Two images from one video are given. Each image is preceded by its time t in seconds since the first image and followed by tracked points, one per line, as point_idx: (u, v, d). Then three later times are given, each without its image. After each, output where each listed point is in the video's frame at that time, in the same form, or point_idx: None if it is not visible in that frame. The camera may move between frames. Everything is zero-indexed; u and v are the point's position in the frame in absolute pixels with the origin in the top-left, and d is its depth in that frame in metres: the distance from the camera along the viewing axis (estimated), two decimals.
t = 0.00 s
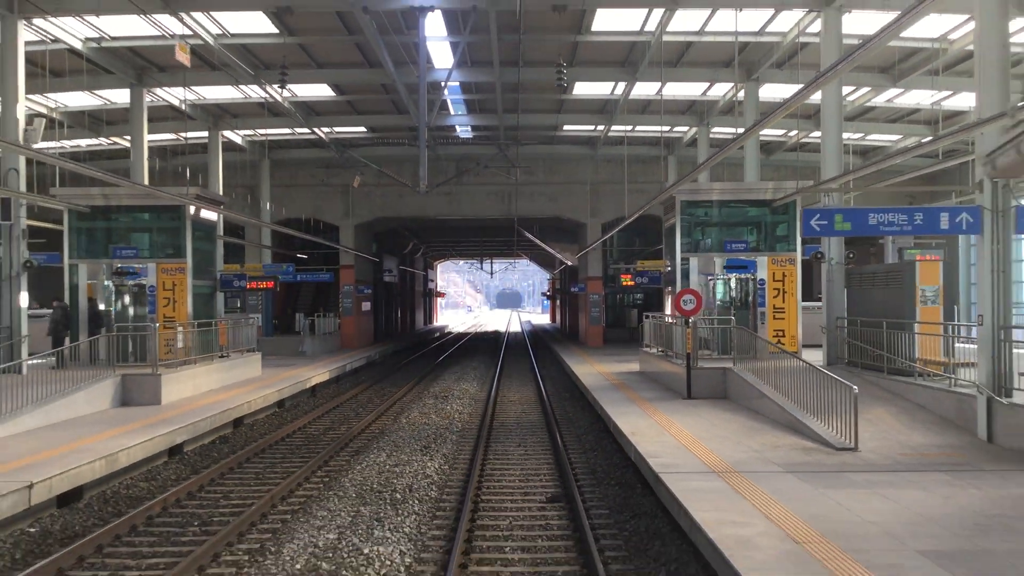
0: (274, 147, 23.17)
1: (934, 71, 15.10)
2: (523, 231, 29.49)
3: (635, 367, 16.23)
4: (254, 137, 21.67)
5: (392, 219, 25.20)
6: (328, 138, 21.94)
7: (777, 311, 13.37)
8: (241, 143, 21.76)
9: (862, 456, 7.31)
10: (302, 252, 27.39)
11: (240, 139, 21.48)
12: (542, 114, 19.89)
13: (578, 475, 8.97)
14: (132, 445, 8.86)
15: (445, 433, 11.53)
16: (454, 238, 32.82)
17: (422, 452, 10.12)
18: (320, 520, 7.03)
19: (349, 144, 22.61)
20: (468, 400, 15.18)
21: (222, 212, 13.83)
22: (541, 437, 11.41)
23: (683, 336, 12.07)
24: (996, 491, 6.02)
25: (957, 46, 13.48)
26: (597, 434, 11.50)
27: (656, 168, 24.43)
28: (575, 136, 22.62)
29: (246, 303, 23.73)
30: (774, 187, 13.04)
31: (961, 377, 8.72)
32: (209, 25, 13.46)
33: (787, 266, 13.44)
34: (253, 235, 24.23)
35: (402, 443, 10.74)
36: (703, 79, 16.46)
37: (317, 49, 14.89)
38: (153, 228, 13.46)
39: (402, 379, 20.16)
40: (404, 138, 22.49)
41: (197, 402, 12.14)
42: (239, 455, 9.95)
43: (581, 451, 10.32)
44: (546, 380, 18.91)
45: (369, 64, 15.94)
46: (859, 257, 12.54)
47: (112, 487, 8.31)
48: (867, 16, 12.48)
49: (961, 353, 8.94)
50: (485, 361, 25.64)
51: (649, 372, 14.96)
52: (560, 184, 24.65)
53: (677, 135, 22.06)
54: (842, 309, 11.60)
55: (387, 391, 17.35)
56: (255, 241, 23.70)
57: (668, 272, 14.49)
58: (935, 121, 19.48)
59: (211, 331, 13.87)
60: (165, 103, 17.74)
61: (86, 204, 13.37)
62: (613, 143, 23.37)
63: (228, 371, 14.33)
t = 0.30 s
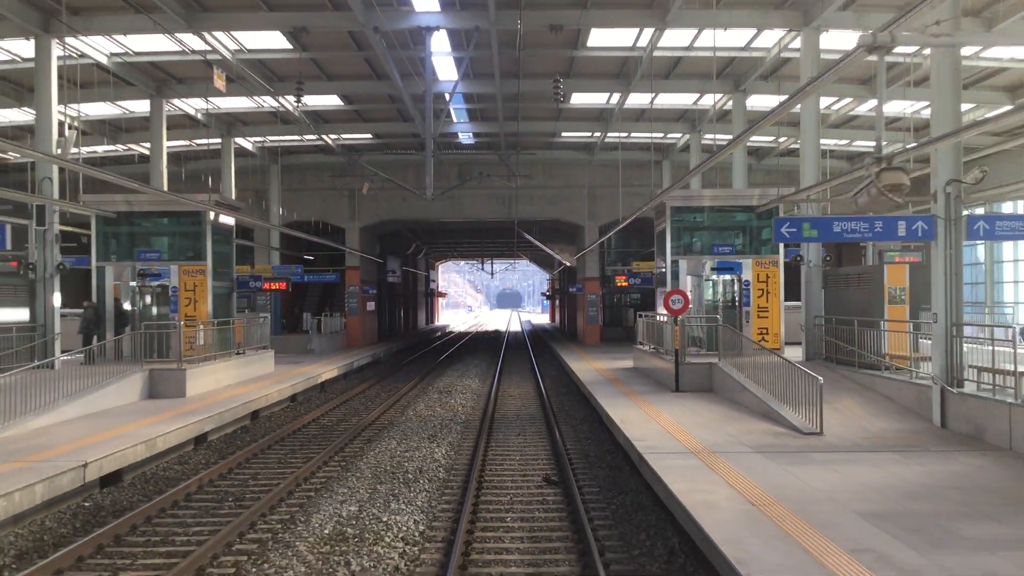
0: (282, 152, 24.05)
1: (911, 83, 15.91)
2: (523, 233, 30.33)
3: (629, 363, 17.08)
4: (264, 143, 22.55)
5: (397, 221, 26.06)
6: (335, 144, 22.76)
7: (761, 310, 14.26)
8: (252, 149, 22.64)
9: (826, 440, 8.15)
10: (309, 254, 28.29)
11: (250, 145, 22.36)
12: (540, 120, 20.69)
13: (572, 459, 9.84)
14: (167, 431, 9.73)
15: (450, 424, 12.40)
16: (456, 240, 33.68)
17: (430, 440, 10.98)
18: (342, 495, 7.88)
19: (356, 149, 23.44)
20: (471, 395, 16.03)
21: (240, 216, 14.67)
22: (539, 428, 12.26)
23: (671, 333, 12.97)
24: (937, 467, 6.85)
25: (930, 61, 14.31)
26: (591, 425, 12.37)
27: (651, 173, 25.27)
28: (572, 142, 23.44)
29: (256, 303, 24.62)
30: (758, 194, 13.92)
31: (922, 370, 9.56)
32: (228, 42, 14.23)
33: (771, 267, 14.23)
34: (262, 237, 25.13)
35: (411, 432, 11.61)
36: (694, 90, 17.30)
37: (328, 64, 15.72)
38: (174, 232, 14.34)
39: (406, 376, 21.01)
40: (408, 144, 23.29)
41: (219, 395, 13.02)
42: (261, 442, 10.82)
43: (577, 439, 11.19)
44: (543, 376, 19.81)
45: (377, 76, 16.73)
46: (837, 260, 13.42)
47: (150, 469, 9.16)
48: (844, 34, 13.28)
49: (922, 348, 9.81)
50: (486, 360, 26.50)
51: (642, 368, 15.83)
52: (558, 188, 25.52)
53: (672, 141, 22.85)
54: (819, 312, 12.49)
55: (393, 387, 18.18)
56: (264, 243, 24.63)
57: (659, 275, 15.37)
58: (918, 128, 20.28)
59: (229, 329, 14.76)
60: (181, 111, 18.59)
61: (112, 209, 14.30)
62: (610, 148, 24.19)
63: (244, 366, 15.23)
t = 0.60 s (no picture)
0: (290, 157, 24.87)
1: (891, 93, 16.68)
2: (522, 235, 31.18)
3: (623, 359, 17.93)
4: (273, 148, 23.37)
5: (400, 224, 26.89)
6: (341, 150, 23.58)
7: (747, 309, 15.28)
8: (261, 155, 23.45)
9: (796, 426, 9.00)
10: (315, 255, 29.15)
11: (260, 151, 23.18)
12: (538, 128, 21.48)
13: (567, 446, 10.71)
14: (196, 420, 10.61)
15: (454, 416, 13.30)
16: (457, 241, 34.52)
17: (436, 429, 11.87)
18: (359, 476, 8.77)
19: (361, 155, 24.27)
20: (472, 390, 16.90)
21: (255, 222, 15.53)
22: (537, 419, 13.13)
23: (661, 331, 13.83)
24: (889, 448, 7.72)
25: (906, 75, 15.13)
26: (585, 417, 13.26)
27: (647, 177, 26.10)
28: (570, 147, 24.26)
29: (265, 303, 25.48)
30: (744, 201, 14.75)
31: (889, 363, 10.42)
32: (244, 57, 15.03)
33: (755, 269, 15.42)
34: (270, 239, 25.95)
35: (418, 423, 12.50)
36: (685, 101, 18.11)
37: (337, 77, 16.55)
38: (192, 236, 15.18)
39: (410, 373, 21.85)
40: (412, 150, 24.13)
41: (238, 389, 13.90)
42: (280, 431, 11.70)
43: (572, 429, 12.07)
44: (541, 373, 20.68)
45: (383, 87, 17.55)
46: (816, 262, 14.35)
47: (182, 454, 10.03)
48: (823, 51, 14.12)
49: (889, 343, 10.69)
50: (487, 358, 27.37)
51: (635, 364, 16.69)
52: (556, 191, 26.35)
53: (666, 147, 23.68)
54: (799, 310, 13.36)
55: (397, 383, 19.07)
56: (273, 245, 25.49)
57: (651, 276, 16.22)
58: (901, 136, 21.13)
59: (245, 327, 15.63)
60: (195, 120, 19.41)
61: (136, 215, 15.16)
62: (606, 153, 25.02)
63: (258, 363, 16.09)
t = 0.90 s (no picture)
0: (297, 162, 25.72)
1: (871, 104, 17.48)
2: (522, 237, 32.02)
3: (618, 356, 18.80)
4: (281, 154, 24.23)
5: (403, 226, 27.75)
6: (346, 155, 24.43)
7: (734, 310, 16.04)
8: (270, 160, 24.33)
9: (772, 415, 9.87)
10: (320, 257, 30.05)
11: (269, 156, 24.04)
12: (537, 135, 22.30)
13: (564, 435, 11.58)
14: (220, 411, 11.51)
15: (458, 408, 14.17)
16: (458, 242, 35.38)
17: (442, 421, 12.76)
18: (374, 459, 9.66)
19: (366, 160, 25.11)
20: (475, 385, 17.78)
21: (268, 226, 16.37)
22: (535, 412, 14.02)
23: (652, 329, 14.71)
24: (852, 433, 8.59)
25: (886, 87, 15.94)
26: (581, 409, 14.17)
27: (643, 181, 26.93)
28: (568, 153, 25.09)
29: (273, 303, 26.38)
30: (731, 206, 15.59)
31: (860, 359, 11.28)
32: (258, 71, 15.83)
33: (742, 270, 16.13)
34: (278, 241, 26.83)
35: (425, 415, 13.39)
36: (677, 110, 18.94)
37: (346, 89, 17.39)
38: (209, 240, 16.06)
39: (414, 370, 22.71)
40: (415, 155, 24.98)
41: (254, 384, 14.80)
42: (297, 422, 12.60)
43: (568, 420, 12.95)
44: (540, 370, 21.54)
45: (389, 98, 18.40)
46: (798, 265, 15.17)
47: (209, 442, 10.92)
48: (805, 66, 14.95)
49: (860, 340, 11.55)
50: (488, 356, 28.22)
51: (629, 361, 17.54)
52: (555, 195, 27.21)
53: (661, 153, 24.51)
54: (781, 310, 14.21)
55: (402, 379, 19.93)
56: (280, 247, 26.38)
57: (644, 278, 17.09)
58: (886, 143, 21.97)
59: (260, 326, 16.52)
60: (209, 127, 20.27)
61: (157, 220, 16.10)
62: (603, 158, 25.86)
63: (271, 360, 16.97)
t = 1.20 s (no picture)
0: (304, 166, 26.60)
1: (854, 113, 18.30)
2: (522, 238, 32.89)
3: (613, 354, 19.69)
4: (289, 159, 25.12)
5: (406, 229, 28.61)
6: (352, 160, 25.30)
7: (723, 310, 16.92)
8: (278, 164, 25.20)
9: (750, 405, 10.76)
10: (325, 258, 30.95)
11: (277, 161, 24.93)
12: (536, 141, 23.16)
13: (560, 425, 12.47)
14: (241, 403, 12.42)
15: (461, 402, 15.08)
16: (460, 244, 36.24)
17: (446, 413, 13.66)
18: (385, 446, 10.55)
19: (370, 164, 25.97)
20: (477, 381, 18.68)
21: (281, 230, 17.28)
22: (534, 405, 14.90)
23: (644, 328, 15.60)
24: (821, 420, 9.48)
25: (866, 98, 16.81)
26: (577, 403, 15.06)
27: (639, 185, 27.80)
28: (566, 158, 25.94)
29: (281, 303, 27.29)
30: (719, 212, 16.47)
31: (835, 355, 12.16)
32: (271, 83, 16.71)
33: (729, 271, 17.05)
34: (286, 243, 27.71)
35: (431, 408, 14.29)
36: (670, 118, 19.81)
37: (354, 99, 18.26)
38: (225, 244, 17.00)
39: (418, 368, 23.60)
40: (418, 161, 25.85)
41: (269, 379, 15.70)
42: (311, 414, 13.50)
43: (565, 412, 13.82)
44: (540, 367, 22.42)
45: (395, 107, 19.25)
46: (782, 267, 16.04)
47: (232, 431, 11.81)
48: (788, 78, 15.82)
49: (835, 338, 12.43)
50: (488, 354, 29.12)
51: (624, 358, 18.42)
52: (553, 198, 28.07)
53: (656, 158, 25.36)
54: (766, 310, 15.09)
55: (407, 376, 20.82)
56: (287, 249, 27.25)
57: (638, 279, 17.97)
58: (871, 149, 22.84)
59: (273, 324, 17.49)
60: (221, 134, 21.15)
61: (177, 224, 17.08)
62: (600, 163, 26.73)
63: (283, 357, 17.86)
